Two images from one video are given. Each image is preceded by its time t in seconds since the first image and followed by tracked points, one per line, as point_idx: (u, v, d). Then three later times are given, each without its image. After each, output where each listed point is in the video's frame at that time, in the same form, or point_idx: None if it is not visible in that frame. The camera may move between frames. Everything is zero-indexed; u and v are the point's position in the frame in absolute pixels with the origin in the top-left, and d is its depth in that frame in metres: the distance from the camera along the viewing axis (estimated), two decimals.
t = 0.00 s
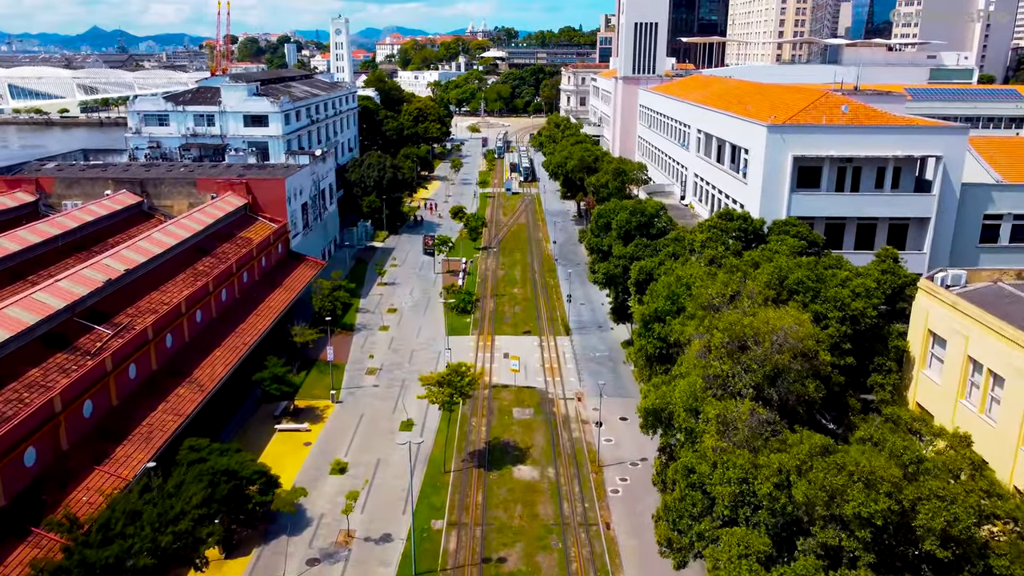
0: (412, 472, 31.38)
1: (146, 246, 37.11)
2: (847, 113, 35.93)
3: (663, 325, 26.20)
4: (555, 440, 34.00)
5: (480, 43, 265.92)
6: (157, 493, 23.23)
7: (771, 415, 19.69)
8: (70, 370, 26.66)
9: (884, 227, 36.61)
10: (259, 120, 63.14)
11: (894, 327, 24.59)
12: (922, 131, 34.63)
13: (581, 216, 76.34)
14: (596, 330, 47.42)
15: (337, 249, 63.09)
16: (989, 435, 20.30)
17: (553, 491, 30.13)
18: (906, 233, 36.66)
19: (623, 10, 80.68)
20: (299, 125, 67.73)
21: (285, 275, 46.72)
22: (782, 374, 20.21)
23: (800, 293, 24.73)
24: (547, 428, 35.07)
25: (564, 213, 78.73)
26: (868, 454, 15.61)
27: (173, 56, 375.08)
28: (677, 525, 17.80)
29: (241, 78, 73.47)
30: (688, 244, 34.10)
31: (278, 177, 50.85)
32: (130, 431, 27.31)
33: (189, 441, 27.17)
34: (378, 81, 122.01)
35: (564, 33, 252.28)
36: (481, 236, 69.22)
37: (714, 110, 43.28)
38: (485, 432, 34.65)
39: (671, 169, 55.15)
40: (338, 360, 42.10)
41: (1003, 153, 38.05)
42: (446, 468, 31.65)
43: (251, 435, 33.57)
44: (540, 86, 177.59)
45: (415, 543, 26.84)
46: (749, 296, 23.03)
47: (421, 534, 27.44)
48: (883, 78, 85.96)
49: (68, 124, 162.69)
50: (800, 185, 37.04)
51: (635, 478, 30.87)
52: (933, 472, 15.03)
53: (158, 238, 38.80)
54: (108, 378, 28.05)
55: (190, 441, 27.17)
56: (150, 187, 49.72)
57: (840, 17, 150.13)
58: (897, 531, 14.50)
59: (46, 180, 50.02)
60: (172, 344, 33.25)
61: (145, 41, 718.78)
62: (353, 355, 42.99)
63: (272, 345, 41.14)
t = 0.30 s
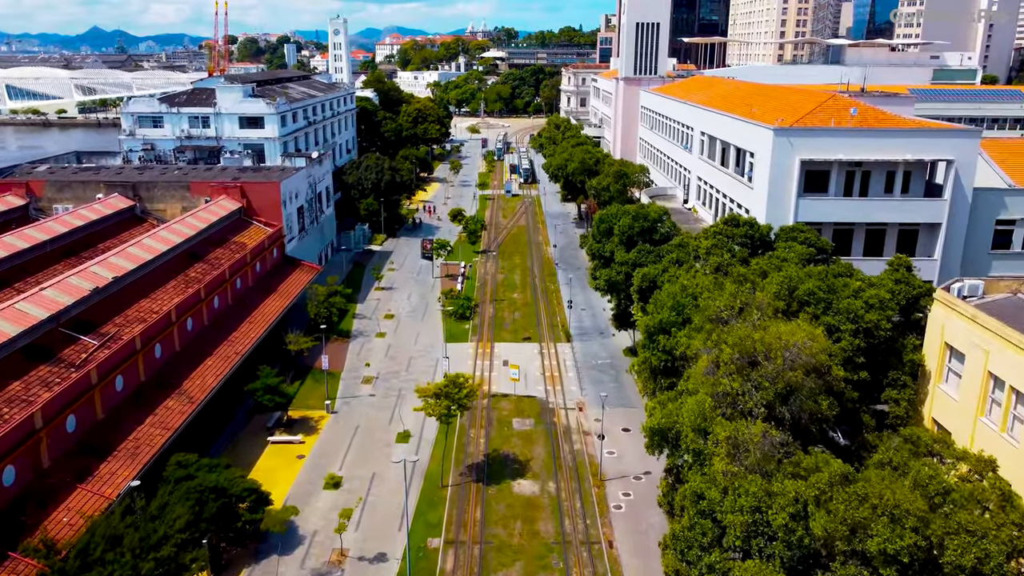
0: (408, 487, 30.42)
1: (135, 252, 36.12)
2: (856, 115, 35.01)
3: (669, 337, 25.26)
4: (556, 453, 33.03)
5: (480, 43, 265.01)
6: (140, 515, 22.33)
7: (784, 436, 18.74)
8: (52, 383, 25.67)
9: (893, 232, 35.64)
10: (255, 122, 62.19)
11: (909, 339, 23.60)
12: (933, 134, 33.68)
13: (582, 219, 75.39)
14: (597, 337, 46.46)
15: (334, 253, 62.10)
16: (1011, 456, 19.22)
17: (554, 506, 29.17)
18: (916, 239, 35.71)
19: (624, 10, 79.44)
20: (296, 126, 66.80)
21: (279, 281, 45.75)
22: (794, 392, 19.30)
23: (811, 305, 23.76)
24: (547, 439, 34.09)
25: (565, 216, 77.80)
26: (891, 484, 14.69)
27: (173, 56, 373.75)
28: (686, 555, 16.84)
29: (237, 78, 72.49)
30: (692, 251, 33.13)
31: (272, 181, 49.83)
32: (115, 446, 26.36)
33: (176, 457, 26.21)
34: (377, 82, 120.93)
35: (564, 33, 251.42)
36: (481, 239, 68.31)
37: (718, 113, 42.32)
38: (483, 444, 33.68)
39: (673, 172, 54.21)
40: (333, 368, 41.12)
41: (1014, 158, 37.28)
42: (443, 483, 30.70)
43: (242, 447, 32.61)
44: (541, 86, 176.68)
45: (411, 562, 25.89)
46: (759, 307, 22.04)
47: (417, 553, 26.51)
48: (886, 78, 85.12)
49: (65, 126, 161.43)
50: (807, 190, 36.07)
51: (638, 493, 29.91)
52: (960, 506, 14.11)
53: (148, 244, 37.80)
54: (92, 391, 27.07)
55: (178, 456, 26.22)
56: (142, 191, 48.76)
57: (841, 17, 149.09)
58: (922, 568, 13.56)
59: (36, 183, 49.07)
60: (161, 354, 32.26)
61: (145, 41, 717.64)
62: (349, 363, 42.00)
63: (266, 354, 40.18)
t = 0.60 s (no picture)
0: (405, 502, 29.46)
1: (125, 259, 35.14)
2: (865, 118, 34.08)
3: (674, 349, 24.27)
4: (556, 466, 32.04)
5: (480, 43, 264.14)
6: (122, 540, 21.35)
7: (797, 458, 17.79)
8: (34, 397, 24.67)
9: (904, 238, 34.65)
10: (251, 123, 61.20)
11: (925, 353, 22.60)
12: (945, 138, 32.72)
13: (582, 221, 74.43)
14: (599, 344, 45.48)
15: (331, 257, 61.11)
16: None
17: (555, 523, 28.19)
18: (926, 244, 34.73)
19: (626, 10, 78.26)
20: (292, 128, 65.84)
21: (274, 287, 44.79)
22: (808, 411, 18.34)
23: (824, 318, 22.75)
24: (548, 451, 33.11)
25: (566, 218, 76.86)
26: (918, 516, 13.84)
27: (172, 56, 372.71)
28: None
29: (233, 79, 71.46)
30: (697, 258, 32.18)
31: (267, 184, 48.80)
32: (99, 462, 25.39)
33: (163, 473, 25.23)
34: (376, 82, 119.92)
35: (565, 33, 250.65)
36: (480, 242, 67.35)
37: (723, 115, 41.35)
38: (482, 456, 32.70)
39: (676, 175, 53.22)
40: (329, 376, 40.13)
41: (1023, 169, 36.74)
42: (440, 498, 29.74)
43: (233, 460, 31.65)
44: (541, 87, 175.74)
45: None
46: (768, 321, 21.08)
47: (412, 573, 25.55)
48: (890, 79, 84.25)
49: (62, 126, 160.27)
50: (815, 195, 35.09)
51: (642, 509, 28.92)
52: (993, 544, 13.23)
53: (138, 250, 36.80)
54: (76, 404, 26.09)
55: (164, 472, 25.23)
56: (134, 194, 47.82)
57: (842, 17, 148.20)
58: None
59: (26, 187, 48.13)
60: (150, 363, 31.29)
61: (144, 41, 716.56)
62: (345, 371, 41.01)
63: (260, 362, 39.22)
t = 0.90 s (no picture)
0: (401, 518, 28.51)
1: (113, 265, 34.18)
2: (876, 120, 33.08)
3: (681, 363, 23.36)
4: (557, 479, 31.06)
5: (480, 43, 263.12)
6: (102, 565, 20.41)
7: (812, 481, 16.85)
8: (15, 411, 23.71)
9: (915, 244, 33.67)
10: (246, 124, 60.25)
11: (942, 367, 21.62)
12: (957, 141, 31.77)
13: (583, 224, 73.44)
14: (601, 350, 44.51)
15: (328, 261, 60.21)
16: None
17: (555, 540, 27.23)
18: (938, 250, 33.75)
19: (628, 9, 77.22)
20: (289, 129, 64.87)
21: (268, 292, 43.81)
22: (823, 432, 17.37)
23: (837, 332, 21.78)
24: (548, 464, 32.15)
25: (566, 220, 75.94)
26: (947, 553, 13.22)
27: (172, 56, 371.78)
28: None
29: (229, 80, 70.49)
30: (702, 264, 31.28)
31: (262, 187, 47.81)
32: (82, 479, 24.46)
33: (148, 491, 24.28)
34: (375, 82, 118.94)
35: (565, 33, 249.66)
36: (480, 245, 66.43)
37: (728, 117, 40.40)
38: (480, 469, 31.73)
39: (679, 177, 52.21)
40: (324, 385, 39.20)
41: None
42: (437, 514, 28.79)
43: (224, 474, 30.71)
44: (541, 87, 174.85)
45: None
46: (781, 333, 20.11)
47: None
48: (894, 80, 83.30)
49: (60, 127, 159.21)
50: (823, 199, 34.16)
51: (646, 526, 27.97)
52: None
53: (127, 256, 35.83)
54: (60, 418, 25.15)
55: (149, 490, 24.30)
56: (126, 198, 46.92)
57: (844, 17, 147.26)
58: None
59: (16, 191, 47.22)
60: (138, 374, 30.36)
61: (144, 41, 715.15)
62: (341, 379, 40.06)
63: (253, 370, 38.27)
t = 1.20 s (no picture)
0: (396, 535, 27.52)
1: (101, 272, 33.19)
2: (886, 122, 32.11)
3: (687, 377, 22.37)
4: (558, 494, 30.05)
5: (480, 43, 262.08)
6: None
7: (828, 507, 15.92)
8: None
9: (927, 250, 32.70)
10: (242, 126, 59.26)
11: (962, 382, 20.61)
12: (970, 144, 30.80)
13: (584, 226, 72.23)
14: (602, 357, 43.52)
15: (325, 265, 59.23)
16: None
17: (556, 558, 26.25)
18: (950, 256, 32.79)
19: (630, 9, 76.38)
20: (285, 131, 63.89)
21: (262, 298, 42.81)
22: (839, 454, 16.38)
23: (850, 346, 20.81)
24: (549, 477, 31.17)
25: (567, 222, 74.96)
26: None
27: (171, 56, 370.52)
28: None
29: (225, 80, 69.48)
30: (708, 271, 30.34)
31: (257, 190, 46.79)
32: (63, 498, 23.44)
33: (132, 509, 23.27)
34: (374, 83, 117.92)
35: (565, 33, 248.73)
36: (479, 248, 65.44)
37: (733, 118, 39.41)
38: (478, 483, 30.74)
39: (682, 180, 51.21)
40: (319, 393, 38.22)
41: None
42: (434, 530, 27.79)
43: (213, 488, 29.72)
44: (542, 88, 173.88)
45: None
46: (794, 347, 19.14)
47: None
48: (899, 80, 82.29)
49: (58, 127, 158.04)
50: (832, 204, 33.17)
51: (650, 543, 26.96)
52: None
53: (116, 262, 34.82)
54: (41, 433, 24.13)
55: (133, 509, 23.26)
56: (118, 201, 45.96)
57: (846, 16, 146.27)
58: None
59: (6, 194, 46.26)
60: (124, 385, 29.36)
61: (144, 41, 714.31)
62: (336, 388, 39.05)
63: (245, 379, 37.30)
